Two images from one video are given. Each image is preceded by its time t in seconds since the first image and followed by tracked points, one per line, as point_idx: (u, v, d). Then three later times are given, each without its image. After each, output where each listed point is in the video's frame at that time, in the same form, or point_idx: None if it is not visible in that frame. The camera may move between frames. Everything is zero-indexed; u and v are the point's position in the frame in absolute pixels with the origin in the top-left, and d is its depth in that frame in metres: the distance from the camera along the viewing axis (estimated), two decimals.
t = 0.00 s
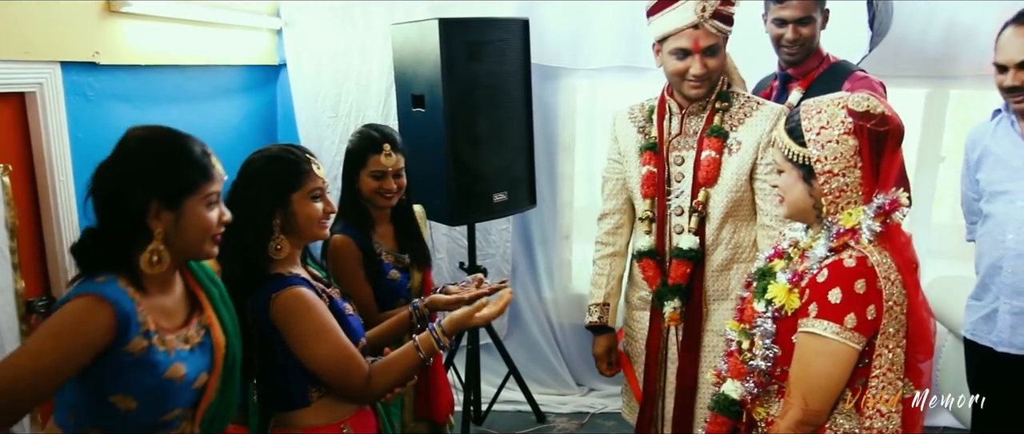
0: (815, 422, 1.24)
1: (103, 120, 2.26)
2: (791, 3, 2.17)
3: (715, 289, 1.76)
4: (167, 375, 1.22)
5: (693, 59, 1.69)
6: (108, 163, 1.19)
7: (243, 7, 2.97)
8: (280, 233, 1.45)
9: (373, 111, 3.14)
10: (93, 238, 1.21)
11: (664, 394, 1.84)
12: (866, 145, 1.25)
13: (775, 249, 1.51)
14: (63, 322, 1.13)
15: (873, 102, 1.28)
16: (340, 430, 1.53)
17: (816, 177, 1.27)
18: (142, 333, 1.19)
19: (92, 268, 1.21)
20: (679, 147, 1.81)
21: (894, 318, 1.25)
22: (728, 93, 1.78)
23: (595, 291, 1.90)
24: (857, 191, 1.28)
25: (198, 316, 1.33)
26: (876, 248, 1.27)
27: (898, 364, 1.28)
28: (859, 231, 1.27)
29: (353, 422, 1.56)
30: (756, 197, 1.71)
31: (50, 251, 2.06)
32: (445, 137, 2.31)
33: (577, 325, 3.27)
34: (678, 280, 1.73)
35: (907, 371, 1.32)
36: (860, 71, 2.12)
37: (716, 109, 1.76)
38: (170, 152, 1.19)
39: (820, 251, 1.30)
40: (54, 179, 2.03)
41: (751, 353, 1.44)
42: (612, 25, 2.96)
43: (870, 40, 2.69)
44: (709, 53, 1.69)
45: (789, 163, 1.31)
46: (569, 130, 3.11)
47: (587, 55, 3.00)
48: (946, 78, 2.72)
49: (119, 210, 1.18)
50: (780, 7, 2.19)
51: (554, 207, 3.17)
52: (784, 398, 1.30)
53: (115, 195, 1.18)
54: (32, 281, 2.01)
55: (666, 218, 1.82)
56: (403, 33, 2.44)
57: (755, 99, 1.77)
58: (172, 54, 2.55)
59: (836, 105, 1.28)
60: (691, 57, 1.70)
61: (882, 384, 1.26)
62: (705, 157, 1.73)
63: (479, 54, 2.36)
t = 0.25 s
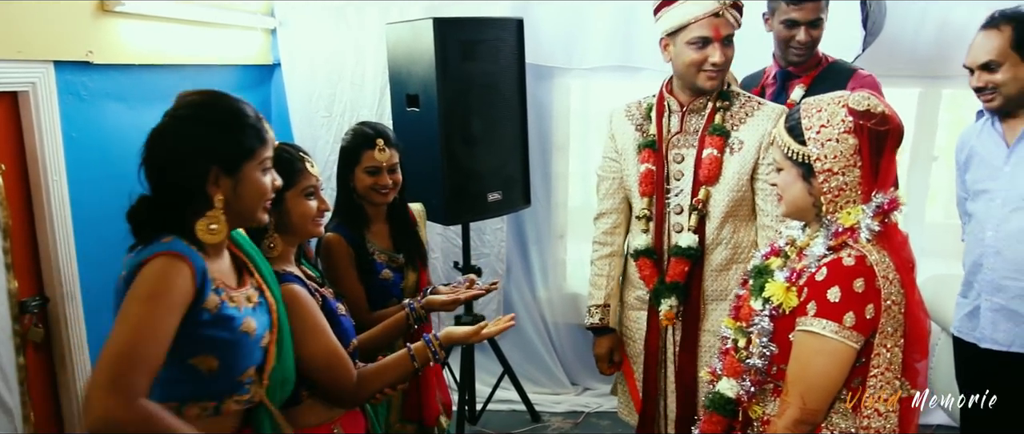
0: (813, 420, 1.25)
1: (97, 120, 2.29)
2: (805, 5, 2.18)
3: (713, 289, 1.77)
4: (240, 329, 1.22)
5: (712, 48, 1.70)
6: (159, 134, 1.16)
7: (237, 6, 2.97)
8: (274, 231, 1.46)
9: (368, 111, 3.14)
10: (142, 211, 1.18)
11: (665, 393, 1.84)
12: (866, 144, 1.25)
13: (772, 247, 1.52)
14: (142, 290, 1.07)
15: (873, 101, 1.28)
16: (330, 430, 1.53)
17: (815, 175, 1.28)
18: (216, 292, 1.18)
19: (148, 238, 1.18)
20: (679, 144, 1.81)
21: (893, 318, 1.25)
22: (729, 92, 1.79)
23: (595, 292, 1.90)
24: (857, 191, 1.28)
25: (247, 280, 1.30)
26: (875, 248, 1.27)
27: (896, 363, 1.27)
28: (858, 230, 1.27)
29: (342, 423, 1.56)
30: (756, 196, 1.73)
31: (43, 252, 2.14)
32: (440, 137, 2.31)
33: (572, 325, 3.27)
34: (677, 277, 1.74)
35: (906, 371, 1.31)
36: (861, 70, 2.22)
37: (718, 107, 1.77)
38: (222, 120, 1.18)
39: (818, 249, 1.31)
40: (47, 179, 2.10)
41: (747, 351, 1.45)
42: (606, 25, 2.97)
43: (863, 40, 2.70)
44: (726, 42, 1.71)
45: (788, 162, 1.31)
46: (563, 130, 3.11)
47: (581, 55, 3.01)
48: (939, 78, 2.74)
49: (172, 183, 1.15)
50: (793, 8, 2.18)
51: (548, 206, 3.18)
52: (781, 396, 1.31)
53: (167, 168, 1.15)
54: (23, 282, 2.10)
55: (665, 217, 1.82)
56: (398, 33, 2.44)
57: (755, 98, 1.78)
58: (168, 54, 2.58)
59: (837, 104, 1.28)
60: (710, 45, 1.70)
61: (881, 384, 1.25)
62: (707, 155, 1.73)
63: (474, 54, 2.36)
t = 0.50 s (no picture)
0: (808, 419, 1.26)
1: (89, 121, 2.29)
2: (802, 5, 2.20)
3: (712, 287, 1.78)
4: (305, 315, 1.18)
5: (734, 40, 1.70)
6: (223, 128, 1.08)
7: (228, 5, 2.96)
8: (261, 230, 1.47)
9: (360, 110, 3.14)
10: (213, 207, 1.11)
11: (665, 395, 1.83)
12: (862, 144, 1.25)
13: (765, 246, 1.52)
14: (238, 279, 1.02)
15: (869, 100, 1.28)
16: None
17: (811, 175, 1.28)
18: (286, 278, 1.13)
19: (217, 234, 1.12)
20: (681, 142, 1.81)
21: (887, 316, 1.25)
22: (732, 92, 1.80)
23: (591, 292, 1.89)
24: (852, 190, 1.29)
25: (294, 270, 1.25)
26: (869, 246, 1.27)
27: (891, 362, 1.28)
28: (853, 229, 1.28)
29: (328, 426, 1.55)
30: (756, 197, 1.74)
31: (35, 252, 2.14)
32: (432, 136, 2.31)
33: (565, 323, 3.28)
34: (679, 277, 1.74)
35: (900, 370, 1.31)
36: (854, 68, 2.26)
37: (723, 107, 1.77)
38: (287, 108, 1.09)
39: (813, 247, 1.32)
40: (39, 178, 2.10)
41: (742, 350, 1.46)
42: (598, 24, 2.97)
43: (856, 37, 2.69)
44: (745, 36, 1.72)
45: (784, 161, 1.31)
46: (556, 129, 3.11)
47: (573, 54, 3.01)
48: (929, 76, 2.75)
49: (242, 177, 1.08)
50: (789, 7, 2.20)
51: (541, 205, 3.18)
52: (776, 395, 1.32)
53: (238, 163, 1.07)
54: (16, 283, 2.12)
55: (667, 217, 1.81)
56: (390, 32, 2.44)
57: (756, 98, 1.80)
58: (156, 53, 2.56)
59: (833, 104, 1.29)
60: (731, 38, 1.70)
61: (875, 383, 1.26)
62: (711, 154, 1.72)
63: (466, 53, 2.36)
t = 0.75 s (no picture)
0: (797, 418, 1.26)
1: (80, 121, 2.29)
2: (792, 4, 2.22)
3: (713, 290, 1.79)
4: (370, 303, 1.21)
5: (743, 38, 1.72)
6: (288, 126, 1.08)
7: (220, 5, 2.96)
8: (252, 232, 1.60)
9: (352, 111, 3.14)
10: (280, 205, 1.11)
11: (666, 397, 1.83)
12: (855, 144, 1.27)
13: (756, 244, 1.52)
14: (341, 271, 1.04)
15: (862, 101, 1.30)
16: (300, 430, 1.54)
17: (803, 174, 1.29)
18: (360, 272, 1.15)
19: (288, 232, 1.12)
20: (684, 141, 1.81)
21: (877, 316, 1.26)
22: (733, 93, 1.81)
23: (585, 293, 1.87)
24: (843, 190, 1.30)
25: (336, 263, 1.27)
26: (859, 246, 1.28)
27: (882, 361, 1.28)
28: (843, 228, 1.29)
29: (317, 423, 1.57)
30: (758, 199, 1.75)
31: (26, 252, 2.14)
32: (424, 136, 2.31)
33: (558, 324, 3.27)
34: (688, 278, 1.73)
35: (891, 369, 1.32)
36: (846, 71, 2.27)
37: (725, 108, 1.79)
38: (350, 106, 1.09)
39: (803, 246, 1.33)
40: (30, 179, 2.10)
41: (732, 348, 1.47)
42: (590, 24, 2.97)
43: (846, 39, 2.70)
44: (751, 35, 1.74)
45: (776, 160, 1.32)
46: (548, 129, 3.12)
47: (566, 54, 3.01)
48: (918, 76, 2.77)
49: (310, 174, 1.08)
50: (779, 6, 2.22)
51: (533, 205, 3.18)
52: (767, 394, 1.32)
53: (306, 160, 1.07)
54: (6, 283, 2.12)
55: (671, 219, 1.81)
56: (383, 32, 2.44)
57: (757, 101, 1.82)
58: (146, 52, 2.56)
59: (826, 104, 1.29)
60: (740, 35, 1.72)
61: (865, 381, 1.26)
62: (718, 154, 1.74)
63: (458, 53, 2.36)
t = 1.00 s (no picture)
0: (785, 417, 1.27)
1: (69, 122, 2.28)
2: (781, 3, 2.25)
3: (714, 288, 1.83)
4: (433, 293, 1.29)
5: (734, 40, 1.69)
6: (348, 128, 1.13)
7: (210, 6, 2.96)
8: (247, 231, 1.62)
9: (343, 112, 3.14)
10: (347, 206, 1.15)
11: (663, 397, 1.83)
12: (845, 144, 1.28)
13: (744, 244, 1.53)
14: (451, 272, 1.12)
15: (852, 102, 1.31)
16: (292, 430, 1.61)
17: (792, 173, 1.30)
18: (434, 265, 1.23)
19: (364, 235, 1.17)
20: (682, 143, 1.80)
21: (863, 315, 1.27)
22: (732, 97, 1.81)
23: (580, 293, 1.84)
24: (830, 190, 1.31)
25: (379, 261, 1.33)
26: (846, 246, 1.29)
27: (868, 360, 1.28)
28: (829, 228, 1.30)
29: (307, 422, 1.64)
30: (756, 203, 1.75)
31: (15, 253, 2.14)
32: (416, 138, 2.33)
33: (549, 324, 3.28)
34: (690, 282, 1.73)
35: (876, 367, 1.32)
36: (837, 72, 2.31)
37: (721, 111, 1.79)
38: (404, 103, 1.15)
39: (790, 246, 1.34)
40: (19, 180, 2.10)
41: (720, 348, 1.48)
42: (580, 24, 2.98)
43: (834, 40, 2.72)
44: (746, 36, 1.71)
45: (765, 158, 1.33)
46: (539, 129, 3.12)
47: (556, 54, 3.02)
48: (904, 76, 2.79)
49: (373, 173, 1.12)
50: (769, 5, 2.26)
51: (524, 205, 3.19)
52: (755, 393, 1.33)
53: (368, 160, 1.12)
54: None
55: (668, 220, 1.80)
56: (373, 32, 2.47)
57: (754, 105, 1.82)
58: (135, 53, 2.55)
59: (817, 104, 1.30)
60: (732, 36, 1.69)
61: (851, 380, 1.27)
62: (717, 157, 1.73)
63: (448, 54, 2.37)
